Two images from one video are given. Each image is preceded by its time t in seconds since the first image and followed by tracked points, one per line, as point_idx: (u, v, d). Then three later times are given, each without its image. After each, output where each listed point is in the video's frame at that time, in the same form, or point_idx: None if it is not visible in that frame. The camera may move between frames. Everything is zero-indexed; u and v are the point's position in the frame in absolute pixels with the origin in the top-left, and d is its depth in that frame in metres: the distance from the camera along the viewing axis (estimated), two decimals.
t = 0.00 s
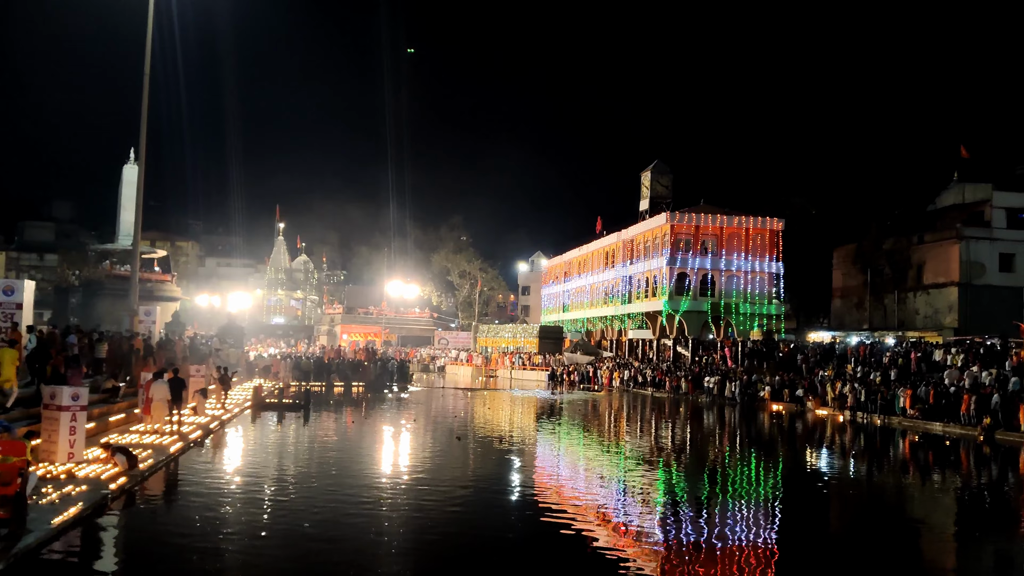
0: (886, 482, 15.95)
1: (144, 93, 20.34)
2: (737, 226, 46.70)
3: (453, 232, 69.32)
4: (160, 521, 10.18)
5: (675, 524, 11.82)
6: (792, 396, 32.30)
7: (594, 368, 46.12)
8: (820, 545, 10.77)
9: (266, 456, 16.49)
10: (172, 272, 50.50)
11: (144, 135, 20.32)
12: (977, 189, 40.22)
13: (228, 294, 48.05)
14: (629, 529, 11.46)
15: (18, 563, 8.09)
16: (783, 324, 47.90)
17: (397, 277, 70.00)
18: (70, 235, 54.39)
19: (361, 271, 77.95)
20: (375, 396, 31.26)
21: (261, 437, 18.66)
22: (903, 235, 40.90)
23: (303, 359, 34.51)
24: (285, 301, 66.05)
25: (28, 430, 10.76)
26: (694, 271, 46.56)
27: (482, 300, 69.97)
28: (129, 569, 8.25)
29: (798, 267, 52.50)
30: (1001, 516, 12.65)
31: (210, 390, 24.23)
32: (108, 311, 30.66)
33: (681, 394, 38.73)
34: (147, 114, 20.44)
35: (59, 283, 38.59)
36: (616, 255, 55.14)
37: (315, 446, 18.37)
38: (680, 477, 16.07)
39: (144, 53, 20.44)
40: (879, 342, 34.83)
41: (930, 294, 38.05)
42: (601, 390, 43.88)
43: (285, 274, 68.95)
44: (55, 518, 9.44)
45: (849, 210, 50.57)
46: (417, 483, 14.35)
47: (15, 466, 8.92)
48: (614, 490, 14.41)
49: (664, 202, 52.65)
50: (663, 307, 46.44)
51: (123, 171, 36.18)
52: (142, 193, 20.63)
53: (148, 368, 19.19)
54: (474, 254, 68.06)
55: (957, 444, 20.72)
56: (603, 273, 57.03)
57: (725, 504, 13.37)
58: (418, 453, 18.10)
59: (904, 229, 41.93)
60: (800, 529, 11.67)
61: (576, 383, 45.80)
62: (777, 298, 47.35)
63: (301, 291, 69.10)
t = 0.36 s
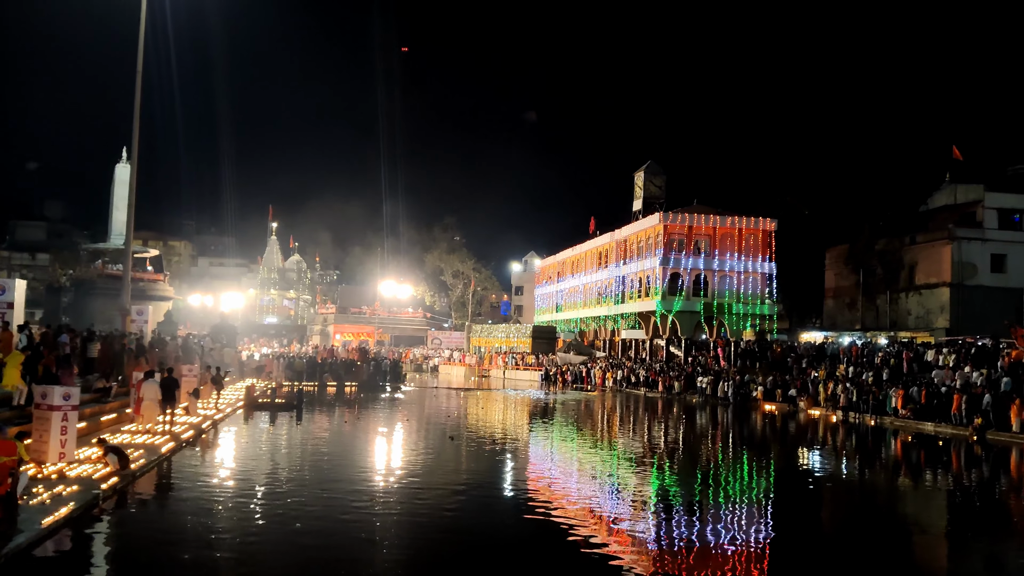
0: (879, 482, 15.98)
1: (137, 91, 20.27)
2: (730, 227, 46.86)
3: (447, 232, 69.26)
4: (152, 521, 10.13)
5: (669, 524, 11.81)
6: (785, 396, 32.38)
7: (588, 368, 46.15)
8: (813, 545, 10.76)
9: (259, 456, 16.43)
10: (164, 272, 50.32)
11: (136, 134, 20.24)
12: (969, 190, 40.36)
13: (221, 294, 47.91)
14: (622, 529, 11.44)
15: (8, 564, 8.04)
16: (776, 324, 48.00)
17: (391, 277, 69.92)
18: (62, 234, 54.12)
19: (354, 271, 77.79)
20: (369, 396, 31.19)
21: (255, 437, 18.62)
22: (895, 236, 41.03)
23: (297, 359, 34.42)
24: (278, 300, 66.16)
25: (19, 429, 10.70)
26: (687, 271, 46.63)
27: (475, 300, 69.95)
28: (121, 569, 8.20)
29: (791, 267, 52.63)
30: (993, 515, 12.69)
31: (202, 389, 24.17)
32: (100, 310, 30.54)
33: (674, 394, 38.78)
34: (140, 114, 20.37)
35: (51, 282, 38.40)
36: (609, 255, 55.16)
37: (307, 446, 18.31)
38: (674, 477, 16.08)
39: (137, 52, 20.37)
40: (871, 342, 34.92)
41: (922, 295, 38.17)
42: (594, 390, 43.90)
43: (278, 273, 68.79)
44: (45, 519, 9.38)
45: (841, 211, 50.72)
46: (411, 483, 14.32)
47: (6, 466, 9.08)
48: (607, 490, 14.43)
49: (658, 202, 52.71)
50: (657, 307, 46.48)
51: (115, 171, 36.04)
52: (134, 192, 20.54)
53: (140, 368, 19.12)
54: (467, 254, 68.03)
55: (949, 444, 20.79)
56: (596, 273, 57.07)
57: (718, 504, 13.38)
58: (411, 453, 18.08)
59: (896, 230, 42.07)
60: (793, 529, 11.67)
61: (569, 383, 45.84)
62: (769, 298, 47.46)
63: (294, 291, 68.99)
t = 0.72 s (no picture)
0: (862, 481, 16.03)
1: (121, 88, 20.09)
2: (715, 227, 47.05)
3: (433, 231, 69.13)
4: (134, 522, 10.04)
5: (654, 524, 11.80)
6: (769, 396, 32.53)
7: (574, 368, 46.17)
8: (798, 545, 10.77)
9: (243, 456, 16.32)
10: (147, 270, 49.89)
11: (121, 133, 20.05)
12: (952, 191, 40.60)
13: (206, 293, 47.57)
14: (607, 528, 11.43)
15: None
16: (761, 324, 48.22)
17: (376, 276, 69.74)
18: (45, 233, 53.65)
19: (339, 270, 77.46)
20: (354, 396, 31.05)
21: (239, 437, 18.50)
22: (879, 236, 41.30)
23: (282, 359, 34.31)
24: (263, 300, 66.11)
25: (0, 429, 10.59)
26: (672, 271, 46.74)
27: (461, 300, 69.88)
28: (103, 570, 8.15)
29: (775, 268, 52.87)
30: (975, 515, 12.76)
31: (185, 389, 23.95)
32: (84, 310, 30.28)
33: (659, 394, 38.87)
34: (124, 112, 20.17)
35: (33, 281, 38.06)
36: (595, 255, 55.22)
37: (291, 446, 18.18)
38: (659, 477, 16.11)
39: (121, 50, 20.19)
40: (855, 342, 35.15)
41: (906, 295, 38.46)
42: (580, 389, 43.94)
43: (263, 273, 68.44)
44: (27, 519, 9.28)
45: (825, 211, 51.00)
46: (395, 483, 14.27)
47: None
48: (592, 490, 14.42)
49: (643, 203, 52.83)
50: (643, 306, 46.54)
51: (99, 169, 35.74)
52: (118, 191, 20.34)
53: (124, 367, 18.94)
54: (453, 254, 67.91)
55: (932, 443, 20.90)
56: (582, 273, 57.14)
57: (702, 504, 13.38)
58: (397, 454, 18.02)
59: (879, 231, 42.35)
60: (777, 528, 11.69)
61: (555, 383, 45.87)
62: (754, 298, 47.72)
63: (280, 290, 68.63)
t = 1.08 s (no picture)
0: (845, 481, 16.12)
1: (105, 87, 19.91)
2: (700, 228, 47.26)
3: (419, 232, 69.00)
4: (117, 523, 9.96)
5: (639, 524, 11.81)
6: (753, 396, 32.72)
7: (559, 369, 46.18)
8: (782, 545, 10.81)
9: (227, 457, 16.23)
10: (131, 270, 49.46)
11: (104, 132, 19.90)
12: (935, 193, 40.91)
13: (190, 293, 47.23)
14: (593, 529, 11.43)
15: None
16: (745, 325, 48.45)
17: (362, 277, 69.54)
18: (27, 232, 53.14)
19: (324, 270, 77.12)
20: (339, 397, 30.90)
21: (223, 438, 18.39)
22: (863, 238, 41.60)
23: (266, 360, 34.11)
24: (248, 300, 65.86)
25: None
26: (658, 272, 46.88)
27: (447, 301, 69.79)
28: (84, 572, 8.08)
29: (760, 269, 53.13)
30: (956, 515, 12.88)
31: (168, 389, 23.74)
32: (66, 309, 30.04)
33: (644, 394, 38.97)
34: (108, 111, 20.00)
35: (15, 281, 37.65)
36: (581, 255, 55.30)
37: (274, 446, 18.08)
38: (644, 477, 16.16)
39: (105, 48, 20.01)
40: (839, 343, 35.42)
41: (889, 296, 38.75)
42: (565, 390, 43.96)
43: (248, 273, 68.01)
44: (9, 521, 9.17)
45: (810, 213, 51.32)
46: (380, 483, 14.25)
47: None
48: (578, 490, 14.44)
49: (629, 204, 52.97)
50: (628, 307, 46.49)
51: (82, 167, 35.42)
52: (102, 189, 20.18)
53: (107, 368, 18.78)
54: (439, 254, 67.80)
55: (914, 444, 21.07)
56: (568, 274, 57.18)
57: (687, 504, 13.41)
58: (382, 454, 17.97)
59: (863, 232, 42.65)
60: (761, 528, 11.74)
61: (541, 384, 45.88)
62: (738, 299, 47.93)
63: (264, 290, 68.30)
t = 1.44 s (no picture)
0: (825, 481, 16.17)
1: (83, 83, 19.65)
2: (681, 229, 47.47)
3: (400, 230, 68.79)
4: (94, 524, 9.83)
5: (619, 524, 11.78)
6: (734, 396, 32.91)
7: (541, 368, 46.14)
8: (762, 544, 10.81)
9: (207, 456, 16.11)
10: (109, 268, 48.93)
11: (82, 129, 19.64)
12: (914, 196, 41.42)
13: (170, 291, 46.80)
14: (573, 529, 11.39)
15: None
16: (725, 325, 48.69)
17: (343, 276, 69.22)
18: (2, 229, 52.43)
19: (305, 269, 76.69)
20: (320, 397, 30.69)
21: (202, 437, 18.21)
22: (842, 238, 41.93)
23: (246, 359, 33.84)
24: (228, 298, 65.54)
25: None
26: (639, 272, 47.01)
27: (428, 300, 69.63)
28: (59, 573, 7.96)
29: (741, 269, 53.43)
30: (933, 514, 12.97)
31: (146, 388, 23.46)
32: (44, 307, 29.70)
33: (625, 394, 39.04)
34: (86, 107, 19.74)
35: None
36: (563, 255, 55.38)
37: (254, 446, 17.93)
38: (625, 476, 16.20)
39: (83, 44, 19.75)
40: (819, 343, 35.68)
41: (868, 297, 39.11)
42: (547, 389, 43.95)
43: (227, 271, 67.48)
44: None
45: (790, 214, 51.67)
46: (360, 483, 14.18)
47: None
48: (559, 490, 14.42)
49: (611, 203, 53.08)
50: (611, 307, 46.81)
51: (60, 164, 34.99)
52: (80, 186, 19.92)
53: (84, 366, 18.53)
54: (421, 253, 67.58)
55: (892, 443, 21.24)
56: (550, 273, 57.23)
57: (667, 504, 13.40)
58: (363, 454, 17.89)
59: (842, 233, 42.98)
60: (741, 528, 11.74)
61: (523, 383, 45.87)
62: (719, 299, 48.17)
63: (245, 289, 67.89)
